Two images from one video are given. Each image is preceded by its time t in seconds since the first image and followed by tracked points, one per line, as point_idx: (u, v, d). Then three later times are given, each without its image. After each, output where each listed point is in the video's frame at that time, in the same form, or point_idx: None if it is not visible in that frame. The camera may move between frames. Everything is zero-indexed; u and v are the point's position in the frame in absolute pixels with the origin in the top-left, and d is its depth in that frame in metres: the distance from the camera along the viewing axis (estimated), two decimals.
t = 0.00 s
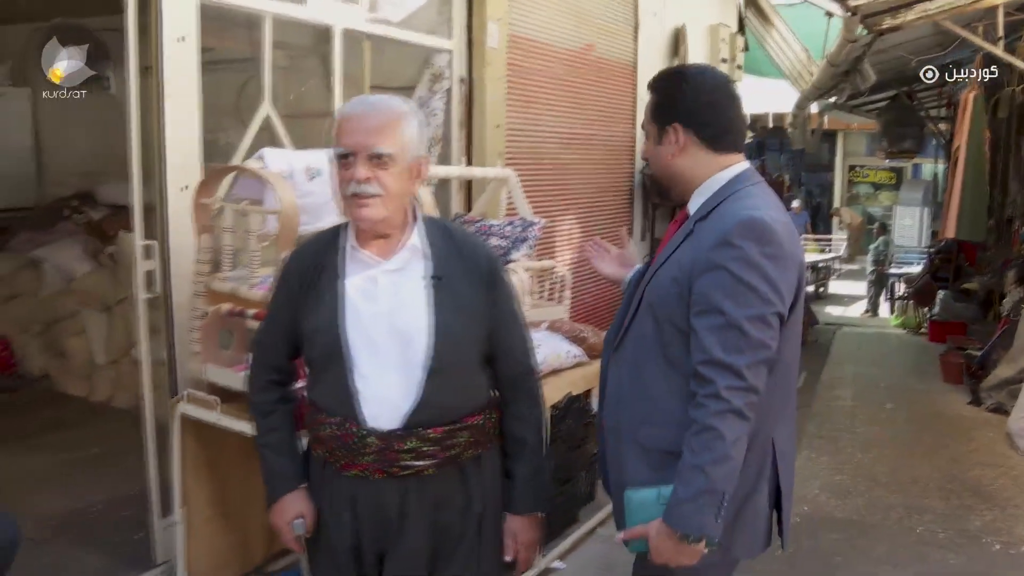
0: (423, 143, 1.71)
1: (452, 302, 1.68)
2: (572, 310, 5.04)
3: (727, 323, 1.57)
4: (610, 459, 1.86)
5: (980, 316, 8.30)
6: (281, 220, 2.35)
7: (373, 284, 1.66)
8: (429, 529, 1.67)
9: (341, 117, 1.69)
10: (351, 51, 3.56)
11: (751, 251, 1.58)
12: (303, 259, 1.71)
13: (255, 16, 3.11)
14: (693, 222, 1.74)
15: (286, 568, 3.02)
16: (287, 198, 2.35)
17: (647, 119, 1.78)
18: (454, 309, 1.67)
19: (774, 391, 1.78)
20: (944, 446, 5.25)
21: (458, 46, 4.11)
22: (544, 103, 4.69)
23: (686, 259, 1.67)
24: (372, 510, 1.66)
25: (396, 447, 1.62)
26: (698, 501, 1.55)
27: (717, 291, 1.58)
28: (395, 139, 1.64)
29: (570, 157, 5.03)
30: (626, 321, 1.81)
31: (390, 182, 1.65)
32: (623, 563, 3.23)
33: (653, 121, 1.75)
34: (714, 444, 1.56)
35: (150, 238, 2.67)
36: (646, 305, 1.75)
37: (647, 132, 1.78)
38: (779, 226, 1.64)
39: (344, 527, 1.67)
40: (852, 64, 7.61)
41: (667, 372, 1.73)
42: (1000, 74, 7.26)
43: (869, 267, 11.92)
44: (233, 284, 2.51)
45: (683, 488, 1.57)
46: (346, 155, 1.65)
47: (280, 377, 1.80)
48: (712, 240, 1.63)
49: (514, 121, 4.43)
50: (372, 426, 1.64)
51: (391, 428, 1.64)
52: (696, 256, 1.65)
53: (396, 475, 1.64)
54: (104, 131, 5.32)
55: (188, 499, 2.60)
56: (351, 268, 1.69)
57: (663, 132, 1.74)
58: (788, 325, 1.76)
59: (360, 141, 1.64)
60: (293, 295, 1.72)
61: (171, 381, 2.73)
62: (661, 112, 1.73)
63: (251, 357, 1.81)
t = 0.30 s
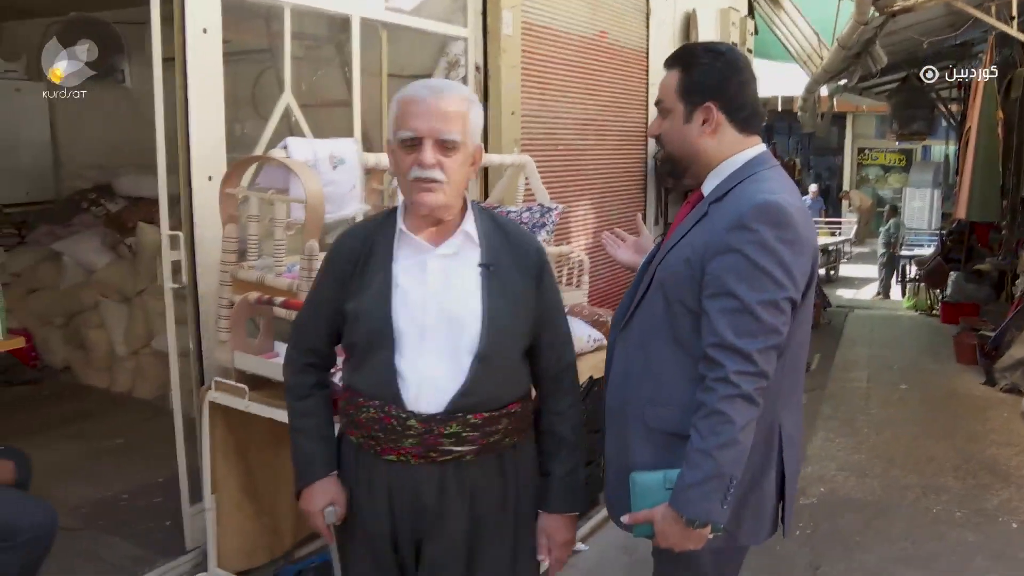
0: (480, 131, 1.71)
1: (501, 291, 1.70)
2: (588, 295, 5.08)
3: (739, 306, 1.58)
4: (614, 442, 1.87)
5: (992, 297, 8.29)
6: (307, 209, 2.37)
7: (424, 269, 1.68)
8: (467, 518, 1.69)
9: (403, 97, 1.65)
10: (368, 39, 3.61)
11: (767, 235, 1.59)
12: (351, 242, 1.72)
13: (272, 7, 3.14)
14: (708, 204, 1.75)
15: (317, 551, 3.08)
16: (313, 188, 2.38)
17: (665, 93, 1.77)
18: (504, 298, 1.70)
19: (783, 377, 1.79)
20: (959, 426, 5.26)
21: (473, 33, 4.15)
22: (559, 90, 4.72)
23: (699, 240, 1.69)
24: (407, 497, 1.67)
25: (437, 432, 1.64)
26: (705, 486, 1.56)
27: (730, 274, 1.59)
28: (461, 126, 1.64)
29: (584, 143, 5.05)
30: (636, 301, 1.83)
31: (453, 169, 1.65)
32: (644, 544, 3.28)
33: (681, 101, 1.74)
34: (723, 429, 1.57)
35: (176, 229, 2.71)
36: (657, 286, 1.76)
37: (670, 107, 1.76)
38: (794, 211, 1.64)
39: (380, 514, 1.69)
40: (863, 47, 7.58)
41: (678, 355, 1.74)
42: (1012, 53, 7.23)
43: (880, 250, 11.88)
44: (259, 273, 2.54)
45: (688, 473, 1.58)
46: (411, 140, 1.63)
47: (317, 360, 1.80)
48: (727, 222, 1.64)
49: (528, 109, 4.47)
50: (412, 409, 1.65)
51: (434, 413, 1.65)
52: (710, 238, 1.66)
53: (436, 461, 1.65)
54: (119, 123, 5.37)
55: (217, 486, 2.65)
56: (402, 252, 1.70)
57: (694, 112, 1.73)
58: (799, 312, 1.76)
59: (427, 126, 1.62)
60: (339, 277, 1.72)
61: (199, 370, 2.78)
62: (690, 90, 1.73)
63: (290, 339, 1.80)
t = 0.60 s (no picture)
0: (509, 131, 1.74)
1: (530, 295, 1.71)
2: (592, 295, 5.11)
3: (760, 317, 1.58)
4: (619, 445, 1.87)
5: (991, 296, 8.32)
6: (317, 210, 2.40)
7: (457, 272, 1.69)
8: (492, 519, 1.71)
9: (442, 98, 1.65)
10: (374, 40, 3.63)
11: (789, 246, 1.59)
12: (379, 241, 1.71)
13: (278, 9, 3.16)
14: (723, 207, 1.75)
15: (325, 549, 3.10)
16: (322, 188, 2.40)
17: (683, 89, 1.74)
18: (533, 303, 1.71)
19: (795, 385, 1.81)
20: (960, 424, 5.28)
21: (477, 34, 4.18)
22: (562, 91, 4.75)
23: (716, 246, 1.68)
24: (432, 497, 1.68)
25: (470, 435, 1.66)
26: (727, 501, 1.57)
27: (751, 284, 1.59)
28: (501, 125, 1.67)
29: (588, 143, 5.08)
30: (644, 302, 1.82)
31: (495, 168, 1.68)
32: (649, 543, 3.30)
33: (704, 98, 1.72)
34: (744, 442, 1.58)
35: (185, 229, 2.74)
36: (669, 289, 1.75)
37: (688, 103, 1.74)
38: (814, 222, 1.65)
39: (401, 515, 1.69)
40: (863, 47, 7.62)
41: (691, 362, 1.75)
42: (1011, 53, 7.25)
43: (879, 249, 11.91)
44: (268, 273, 2.56)
45: (708, 486, 1.59)
46: (459, 140, 1.63)
47: (331, 357, 1.77)
48: (746, 230, 1.64)
49: (531, 109, 4.51)
50: (447, 413, 1.66)
51: (466, 416, 1.66)
52: (727, 245, 1.66)
53: (465, 463, 1.67)
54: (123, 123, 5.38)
55: (226, 484, 2.67)
56: (434, 254, 1.71)
57: (715, 110, 1.72)
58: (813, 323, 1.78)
59: (474, 126, 1.63)
60: (367, 277, 1.70)
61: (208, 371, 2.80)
62: (712, 88, 1.71)
63: (305, 335, 1.76)
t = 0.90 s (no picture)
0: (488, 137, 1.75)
1: (522, 303, 1.73)
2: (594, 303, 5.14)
3: (792, 343, 1.57)
4: (636, 463, 1.86)
5: (993, 301, 8.32)
6: (319, 218, 2.40)
7: (449, 283, 1.69)
8: (498, 527, 1.71)
9: (429, 107, 1.64)
10: (375, 49, 3.66)
11: (817, 269, 1.58)
12: (366, 257, 1.68)
13: (279, 18, 3.19)
14: (740, 226, 1.72)
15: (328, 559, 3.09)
16: (324, 196, 2.40)
17: (689, 103, 1.71)
18: (525, 311, 1.73)
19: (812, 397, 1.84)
20: (963, 430, 5.27)
21: (478, 42, 4.21)
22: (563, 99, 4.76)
23: (737, 269, 1.65)
24: (437, 510, 1.66)
25: (475, 446, 1.65)
26: (772, 528, 1.58)
27: (782, 310, 1.57)
28: (486, 132, 1.68)
29: (589, 151, 5.10)
30: (659, 323, 1.78)
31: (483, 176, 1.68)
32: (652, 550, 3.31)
33: (711, 113, 1.69)
34: (785, 470, 1.58)
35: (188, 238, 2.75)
36: (688, 312, 1.72)
37: (695, 118, 1.71)
38: (836, 239, 1.65)
39: (407, 532, 1.67)
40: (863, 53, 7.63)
41: (713, 385, 1.72)
42: (1011, 58, 7.25)
43: (881, 255, 11.92)
44: (269, 281, 2.57)
45: (753, 515, 1.58)
46: (451, 149, 1.63)
47: (315, 382, 1.71)
48: (770, 253, 1.61)
49: (533, 117, 4.53)
50: (450, 425, 1.65)
51: (470, 427, 1.66)
52: (751, 267, 1.63)
53: (469, 474, 1.67)
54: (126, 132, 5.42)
55: (229, 493, 2.68)
56: (423, 267, 1.70)
57: (724, 126, 1.70)
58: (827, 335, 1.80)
59: (464, 134, 1.63)
60: (356, 294, 1.67)
61: (211, 379, 2.81)
62: (720, 103, 1.69)
63: (289, 360, 1.70)
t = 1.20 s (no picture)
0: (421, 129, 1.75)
1: (480, 296, 1.74)
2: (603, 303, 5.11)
3: (826, 346, 1.53)
4: (659, 474, 1.82)
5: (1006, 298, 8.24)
6: (321, 219, 2.37)
7: (408, 283, 1.66)
8: (475, 523, 1.72)
9: (368, 103, 1.64)
10: (378, 49, 3.66)
11: (846, 270, 1.54)
12: (317, 263, 1.60)
13: (281, 20, 3.19)
14: (757, 229, 1.68)
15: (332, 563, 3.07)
16: (326, 198, 2.37)
17: (695, 101, 1.68)
18: (484, 303, 1.74)
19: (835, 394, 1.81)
20: (978, 428, 5.21)
21: (481, 42, 4.22)
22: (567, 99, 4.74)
23: (761, 274, 1.61)
24: (418, 515, 1.65)
25: (452, 446, 1.64)
26: (821, 535, 1.54)
27: (814, 313, 1.53)
28: (425, 123, 1.70)
29: (595, 150, 5.08)
30: (677, 332, 1.74)
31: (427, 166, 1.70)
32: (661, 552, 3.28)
33: (718, 110, 1.66)
34: (827, 475, 1.55)
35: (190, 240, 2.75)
36: (711, 320, 1.68)
37: (701, 117, 1.68)
38: (858, 236, 1.61)
39: (388, 539, 1.64)
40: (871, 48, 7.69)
41: (739, 392, 1.69)
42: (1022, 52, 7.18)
43: (893, 252, 11.84)
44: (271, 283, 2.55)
45: (800, 523, 1.54)
46: (395, 142, 1.63)
47: (275, 395, 1.63)
48: (795, 255, 1.57)
49: (538, 117, 4.51)
50: (426, 429, 1.63)
51: (443, 428, 1.65)
52: (777, 271, 1.59)
53: (445, 475, 1.66)
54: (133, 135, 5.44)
55: (233, 496, 2.67)
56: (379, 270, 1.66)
57: (731, 124, 1.67)
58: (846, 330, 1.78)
59: (407, 126, 1.64)
60: (310, 302, 1.58)
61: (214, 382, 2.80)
62: (727, 102, 1.66)
63: (240, 376, 1.60)
